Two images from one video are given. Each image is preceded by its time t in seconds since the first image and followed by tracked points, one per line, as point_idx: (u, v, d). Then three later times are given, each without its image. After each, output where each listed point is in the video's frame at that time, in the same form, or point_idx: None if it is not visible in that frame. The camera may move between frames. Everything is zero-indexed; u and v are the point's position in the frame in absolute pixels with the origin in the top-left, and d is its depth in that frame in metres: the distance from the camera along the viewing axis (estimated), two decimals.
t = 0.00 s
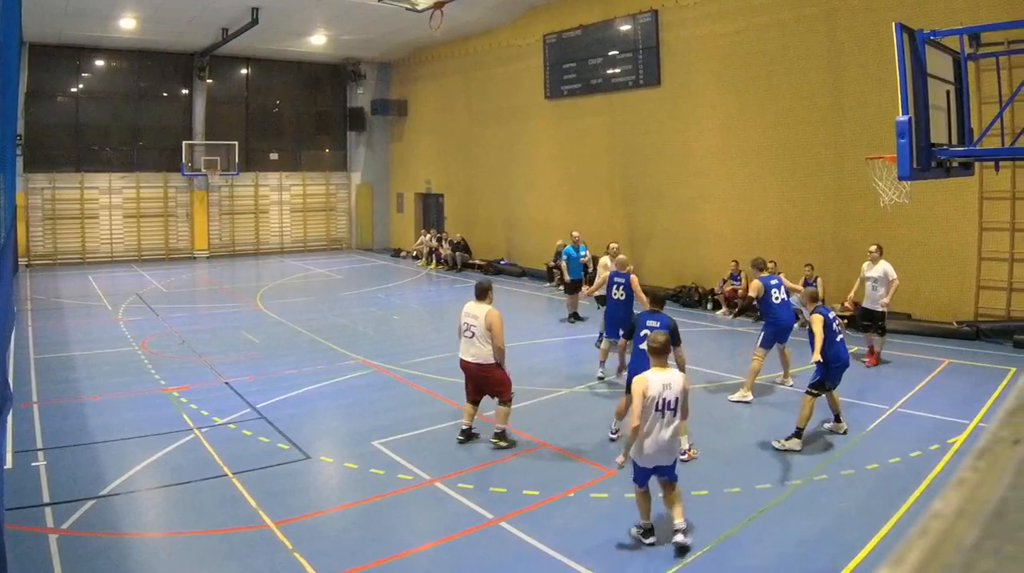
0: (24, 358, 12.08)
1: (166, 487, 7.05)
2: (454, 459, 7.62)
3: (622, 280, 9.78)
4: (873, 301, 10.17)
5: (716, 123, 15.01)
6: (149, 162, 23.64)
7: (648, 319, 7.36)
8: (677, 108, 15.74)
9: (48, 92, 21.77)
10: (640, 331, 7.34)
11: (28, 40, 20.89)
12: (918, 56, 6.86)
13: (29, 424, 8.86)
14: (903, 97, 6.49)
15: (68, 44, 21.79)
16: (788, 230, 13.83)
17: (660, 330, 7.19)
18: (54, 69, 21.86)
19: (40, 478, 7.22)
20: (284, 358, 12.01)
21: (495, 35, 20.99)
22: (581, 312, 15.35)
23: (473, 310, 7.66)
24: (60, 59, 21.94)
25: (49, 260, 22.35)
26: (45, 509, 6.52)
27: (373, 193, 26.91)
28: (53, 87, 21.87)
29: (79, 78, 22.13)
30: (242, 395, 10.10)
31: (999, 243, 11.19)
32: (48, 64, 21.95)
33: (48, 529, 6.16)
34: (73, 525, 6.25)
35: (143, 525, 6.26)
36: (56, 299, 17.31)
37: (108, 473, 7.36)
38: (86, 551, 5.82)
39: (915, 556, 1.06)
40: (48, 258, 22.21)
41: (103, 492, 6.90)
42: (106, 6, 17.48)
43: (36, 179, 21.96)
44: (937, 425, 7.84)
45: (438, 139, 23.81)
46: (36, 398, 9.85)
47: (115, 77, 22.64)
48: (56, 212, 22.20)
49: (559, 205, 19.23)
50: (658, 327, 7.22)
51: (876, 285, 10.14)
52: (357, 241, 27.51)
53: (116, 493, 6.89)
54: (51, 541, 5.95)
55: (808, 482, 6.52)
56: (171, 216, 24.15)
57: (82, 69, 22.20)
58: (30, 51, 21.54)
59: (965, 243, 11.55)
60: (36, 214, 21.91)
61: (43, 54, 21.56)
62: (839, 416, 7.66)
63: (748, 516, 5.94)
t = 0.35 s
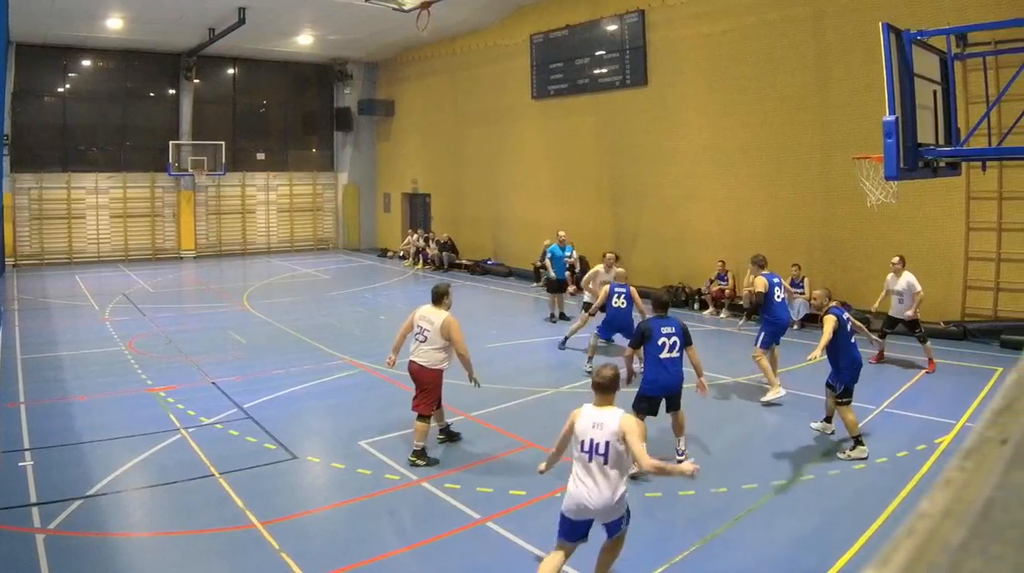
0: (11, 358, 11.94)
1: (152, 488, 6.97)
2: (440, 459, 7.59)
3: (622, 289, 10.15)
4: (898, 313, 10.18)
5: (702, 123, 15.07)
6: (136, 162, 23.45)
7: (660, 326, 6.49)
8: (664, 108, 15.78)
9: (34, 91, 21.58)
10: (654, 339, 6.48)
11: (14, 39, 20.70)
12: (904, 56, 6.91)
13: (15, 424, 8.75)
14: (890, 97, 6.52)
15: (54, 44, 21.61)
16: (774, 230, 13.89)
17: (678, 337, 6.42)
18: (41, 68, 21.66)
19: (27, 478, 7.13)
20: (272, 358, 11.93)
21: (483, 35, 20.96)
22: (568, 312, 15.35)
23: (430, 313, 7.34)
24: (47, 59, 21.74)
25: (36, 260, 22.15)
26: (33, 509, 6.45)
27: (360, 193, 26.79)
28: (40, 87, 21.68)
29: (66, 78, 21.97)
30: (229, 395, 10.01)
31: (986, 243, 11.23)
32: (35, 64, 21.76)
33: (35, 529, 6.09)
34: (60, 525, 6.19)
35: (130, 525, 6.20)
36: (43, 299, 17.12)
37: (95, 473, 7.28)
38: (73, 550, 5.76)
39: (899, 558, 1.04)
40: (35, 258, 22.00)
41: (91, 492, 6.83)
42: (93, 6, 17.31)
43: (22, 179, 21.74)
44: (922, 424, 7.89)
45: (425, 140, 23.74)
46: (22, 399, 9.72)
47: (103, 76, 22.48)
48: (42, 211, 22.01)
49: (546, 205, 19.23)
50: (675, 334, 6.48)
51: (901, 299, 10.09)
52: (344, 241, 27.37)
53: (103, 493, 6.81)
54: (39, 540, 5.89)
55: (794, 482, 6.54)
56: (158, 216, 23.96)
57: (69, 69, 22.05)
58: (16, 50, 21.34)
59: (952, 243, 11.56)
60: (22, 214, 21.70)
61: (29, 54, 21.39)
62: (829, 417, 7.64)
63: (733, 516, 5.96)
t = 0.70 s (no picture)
0: None
1: (139, 488, 6.90)
2: (426, 459, 7.55)
3: (615, 289, 10.12)
4: (907, 310, 10.13)
5: (688, 124, 15.12)
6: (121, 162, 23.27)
7: (646, 333, 6.31)
8: (650, 108, 15.81)
9: (19, 91, 21.39)
10: (642, 348, 6.29)
11: None
12: (890, 57, 6.95)
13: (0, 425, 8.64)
14: (876, 97, 6.57)
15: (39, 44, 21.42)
16: (760, 231, 13.96)
17: (666, 344, 6.27)
18: (26, 68, 21.48)
19: (13, 478, 7.05)
20: (259, 358, 11.83)
21: (469, 34, 20.92)
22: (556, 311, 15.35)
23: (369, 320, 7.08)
24: (32, 59, 21.57)
25: (21, 260, 21.92)
26: (18, 510, 6.37)
27: (346, 193, 26.67)
28: (25, 87, 21.51)
29: (52, 78, 21.78)
30: (217, 394, 9.92)
31: (972, 243, 11.20)
32: (20, 63, 21.56)
33: (21, 529, 6.03)
34: (46, 525, 6.12)
35: (116, 525, 6.14)
36: (28, 299, 16.92)
37: (81, 473, 7.20)
38: (58, 550, 5.70)
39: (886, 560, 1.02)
40: (20, 258, 21.80)
41: (77, 492, 6.76)
42: (77, 5, 17.13)
43: (7, 179, 21.53)
44: (907, 424, 7.94)
45: (411, 139, 23.67)
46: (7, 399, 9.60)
47: (89, 77, 22.31)
48: (28, 212, 21.81)
49: (533, 205, 19.22)
50: (662, 342, 6.33)
51: (909, 295, 10.09)
52: (330, 241, 27.25)
53: (89, 493, 6.74)
54: (24, 541, 5.83)
55: (780, 482, 6.57)
56: (143, 215, 23.74)
57: (54, 69, 21.87)
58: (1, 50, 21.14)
59: (938, 244, 11.56)
60: (7, 214, 21.48)
61: (14, 54, 21.19)
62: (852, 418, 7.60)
63: (720, 516, 5.98)
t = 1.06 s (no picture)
0: None
1: (125, 488, 6.84)
2: (412, 459, 7.53)
3: (640, 281, 9.88)
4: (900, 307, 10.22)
5: (675, 124, 15.15)
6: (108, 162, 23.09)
7: (657, 353, 5.92)
8: (637, 108, 15.83)
9: (6, 92, 21.22)
10: (652, 368, 5.89)
11: None
12: (877, 57, 6.98)
13: None
14: (862, 97, 6.60)
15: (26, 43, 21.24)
16: (746, 231, 14.00)
17: (677, 367, 5.88)
18: (12, 67, 21.30)
19: None
20: (246, 358, 11.76)
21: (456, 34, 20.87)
22: (543, 311, 15.35)
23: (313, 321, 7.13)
24: (19, 58, 21.40)
25: (7, 260, 21.73)
26: (4, 510, 6.31)
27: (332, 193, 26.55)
28: (12, 87, 21.35)
29: (39, 78, 21.61)
30: (204, 395, 9.83)
31: (958, 244, 11.27)
32: (6, 63, 21.37)
33: (7, 529, 5.97)
34: (32, 525, 6.07)
35: (103, 524, 6.09)
36: (13, 299, 16.75)
37: (68, 473, 7.13)
38: (43, 551, 5.64)
39: (875, 555, 1.00)
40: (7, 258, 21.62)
41: (63, 492, 6.70)
42: (64, 5, 16.98)
43: None
44: (893, 424, 7.98)
45: (397, 139, 23.60)
46: None
47: (76, 77, 22.15)
48: (14, 211, 21.61)
49: (520, 205, 19.20)
50: (673, 363, 5.93)
51: (904, 293, 10.14)
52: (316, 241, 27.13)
53: (76, 493, 6.68)
54: (11, 541, 5.78)
55: (766, 482, 6.59)
56: (130, 216, 23.59)
57: (41, 69, 21.72)
58: None
59: (926, 244, 11.62)
60: None
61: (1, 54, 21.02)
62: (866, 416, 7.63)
63: (706, 516, 5.99)
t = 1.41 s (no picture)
0: None
1: (112, 487, 6.80)
2: (399, 459, 7.49)
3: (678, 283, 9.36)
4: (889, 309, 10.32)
5: (662, 124, 15.17)
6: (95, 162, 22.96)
7: (653, 345, 5.92)
8: (624, 107, 15.85)
9: None
10: (644, 361, 5.91)
11: None
12: (863, 57, 7.01)
13: None
14: (849, 97, 6.63)
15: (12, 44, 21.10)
16: (733, 231, 14.05)
17: (670, 360, 5.82)
18: None
19: None
20: (234, 357, 11.68)
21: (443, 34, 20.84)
22: (530, 311, 15.34)
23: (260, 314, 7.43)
24: (5, 59, 21.28)
25: None
26: None
27: (319, 193, 26.44)
28: None
29: (26, 78, 21.48)
30: (191, 394, 9.75)
31: (944, 244, 11.31)
32: None
33: None
34: (19, 525, 6.03)
35: (89, 524, 6.05)
36: None
37: (55, 473, 7.09)
38: (29, 551, 5.60)
39: (861, 556, 0.99)
40: None
41: (50, 492, 6.65)
42: (50, 5, 16.86)
43: None
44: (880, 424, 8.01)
45: (384, 139, 23.51)
46: None
47: (63, 77, 22.01)
48: None
49: (507, 204, 19.18)
50: (668, 357, 5.87)
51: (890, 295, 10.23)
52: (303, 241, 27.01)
53: (63, 493, 6.64)
54: None
55: (753, 482, 6.60)
56: (117, 215, 23.43)
57: (28, 69, 21.60)
58: None
59: (913, 244, 11.65)
60: None
61: None
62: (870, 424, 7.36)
63: (693, 516, 6.00)
